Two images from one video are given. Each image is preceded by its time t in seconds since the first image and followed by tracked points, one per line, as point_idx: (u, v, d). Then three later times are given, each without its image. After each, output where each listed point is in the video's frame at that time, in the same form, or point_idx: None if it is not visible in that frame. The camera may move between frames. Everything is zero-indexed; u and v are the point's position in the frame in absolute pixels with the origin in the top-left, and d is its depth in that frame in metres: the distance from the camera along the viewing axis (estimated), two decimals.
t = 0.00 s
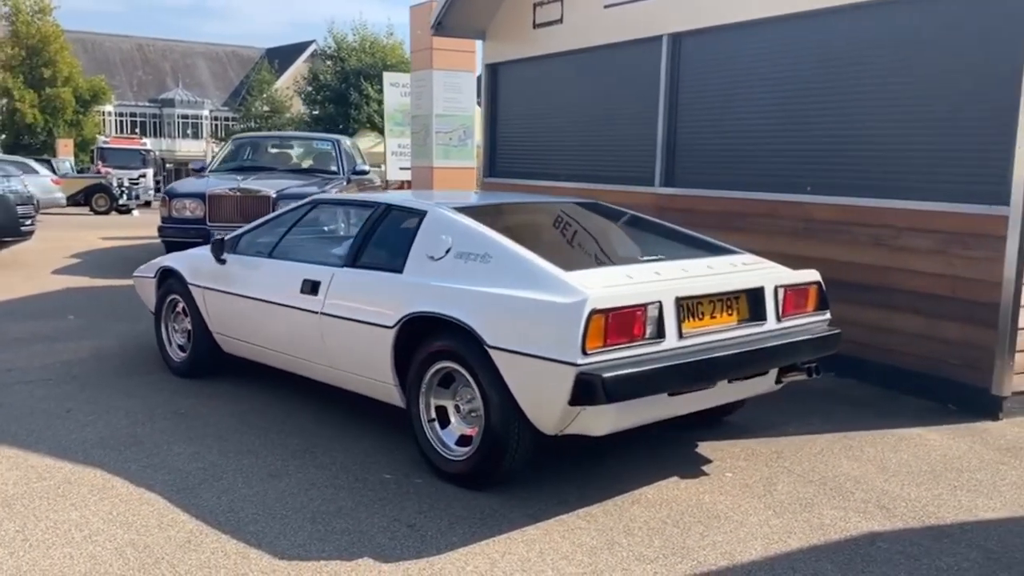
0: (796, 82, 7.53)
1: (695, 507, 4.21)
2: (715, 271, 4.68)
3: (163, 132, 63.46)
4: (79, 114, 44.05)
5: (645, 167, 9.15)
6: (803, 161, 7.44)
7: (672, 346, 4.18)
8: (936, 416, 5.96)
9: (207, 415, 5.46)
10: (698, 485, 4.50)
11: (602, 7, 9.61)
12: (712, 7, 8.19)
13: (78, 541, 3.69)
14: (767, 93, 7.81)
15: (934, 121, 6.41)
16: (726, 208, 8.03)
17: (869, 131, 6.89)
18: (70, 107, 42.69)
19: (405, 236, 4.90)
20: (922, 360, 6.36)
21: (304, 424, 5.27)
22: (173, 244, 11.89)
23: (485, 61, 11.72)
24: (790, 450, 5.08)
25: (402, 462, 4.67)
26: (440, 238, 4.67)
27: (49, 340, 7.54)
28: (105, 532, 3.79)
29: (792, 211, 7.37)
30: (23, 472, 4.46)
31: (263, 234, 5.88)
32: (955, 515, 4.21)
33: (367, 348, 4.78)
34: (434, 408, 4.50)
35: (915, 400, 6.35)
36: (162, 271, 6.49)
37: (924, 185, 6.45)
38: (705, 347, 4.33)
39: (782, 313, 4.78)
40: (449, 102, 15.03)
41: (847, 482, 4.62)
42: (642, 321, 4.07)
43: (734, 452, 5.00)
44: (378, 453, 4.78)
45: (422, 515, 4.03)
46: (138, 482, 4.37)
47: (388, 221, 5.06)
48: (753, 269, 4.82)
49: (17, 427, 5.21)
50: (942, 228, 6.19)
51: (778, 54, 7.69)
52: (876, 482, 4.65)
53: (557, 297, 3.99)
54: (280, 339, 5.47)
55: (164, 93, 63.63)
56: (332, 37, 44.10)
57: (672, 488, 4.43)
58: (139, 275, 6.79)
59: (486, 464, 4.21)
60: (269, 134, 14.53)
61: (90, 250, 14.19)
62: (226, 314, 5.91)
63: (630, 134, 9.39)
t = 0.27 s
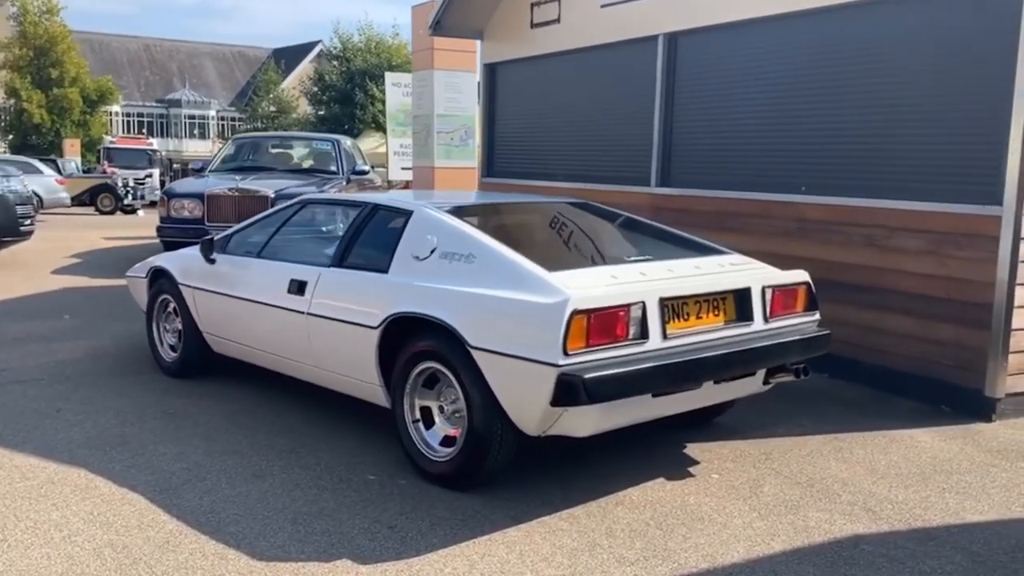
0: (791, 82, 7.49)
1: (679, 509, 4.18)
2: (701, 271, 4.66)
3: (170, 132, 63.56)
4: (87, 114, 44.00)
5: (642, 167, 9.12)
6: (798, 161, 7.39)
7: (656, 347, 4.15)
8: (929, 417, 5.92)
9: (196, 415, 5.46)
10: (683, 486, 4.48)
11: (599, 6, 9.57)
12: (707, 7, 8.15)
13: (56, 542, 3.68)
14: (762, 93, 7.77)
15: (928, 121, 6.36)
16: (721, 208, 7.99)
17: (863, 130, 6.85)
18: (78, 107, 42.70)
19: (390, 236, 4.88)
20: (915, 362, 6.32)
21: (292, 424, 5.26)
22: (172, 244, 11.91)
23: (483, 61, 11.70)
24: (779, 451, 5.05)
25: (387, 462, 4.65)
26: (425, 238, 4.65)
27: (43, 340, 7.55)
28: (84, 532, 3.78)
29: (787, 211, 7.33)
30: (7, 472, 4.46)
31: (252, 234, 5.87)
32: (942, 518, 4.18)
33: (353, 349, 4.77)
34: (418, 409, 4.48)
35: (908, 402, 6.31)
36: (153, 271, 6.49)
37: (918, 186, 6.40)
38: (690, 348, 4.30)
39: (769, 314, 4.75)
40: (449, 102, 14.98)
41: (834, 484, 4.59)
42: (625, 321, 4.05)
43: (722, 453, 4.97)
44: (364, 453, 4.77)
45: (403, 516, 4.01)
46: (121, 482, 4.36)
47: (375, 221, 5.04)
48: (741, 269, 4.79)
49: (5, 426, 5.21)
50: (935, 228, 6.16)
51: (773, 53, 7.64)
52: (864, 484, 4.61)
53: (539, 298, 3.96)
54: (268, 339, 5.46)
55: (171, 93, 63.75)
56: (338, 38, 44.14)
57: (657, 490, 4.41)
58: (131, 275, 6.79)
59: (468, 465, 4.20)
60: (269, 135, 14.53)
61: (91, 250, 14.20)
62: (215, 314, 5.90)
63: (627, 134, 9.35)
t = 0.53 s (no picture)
0: (799, 82, 7.42)
1: (677, 512, 4.15)
2: (702, 272, 4.62)
3: (190, 133, 63.97)
4: (109, 116, 44.17)
5: (651, 168, 9.07)
6: (807, 162, 7.32)
7: (654, 349, 4.13)
8: (937, 421, 5.85)
9: (199, 415, 5.48)
10: (683, 489, 4.45)
11: (609, 7, 9.53)
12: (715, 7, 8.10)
13: (52, 541, 3.70)
14: (771, 93, 7.71)
15: (936, 121, 6.28)
16: (730, 209, 7.94)
17: (870, 130, 6.77)
18: (100, 109, 42.95)
19: (391, 237, 4.88)
20: (923, 364, 6.26)
21: (293, 425, 5.27)
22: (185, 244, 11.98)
23: (495, 62, 11.69)
24: (782, 454, 5.01)
25: (386, 463, 4.65)
26: (425, 239, 4.64)
27: (54, 339, 7.60)
28: (80, 532, 3.80)
29: (796, 212, 7.28)
30: (9, 471, 4.49)
31: (257, 235, 5.89)
32: (944, 523, 4.13)
33: (353, 349, 4.77)
34: (416, 410, 4.48)
35: (916, 405, 6.24)
36: (161, 271, 6.53)
37: (926, 187, 6.33)
38: (689, 350, 4.27)
39: (771, 316, 4.71)
40: (465, 103, 15.02)
41: (836, 488, 4.54)
42: (622, 323, 4.02)
43: (724, 456, 4.94)
44: (363, 454, 4.77)
45: (399, 517, 4.01)
46: (120, 482, 4.38)
47: (376, 222, 5.04)
48: (742, 271, 4.76)
49: (9, 425, 5.25)
50: (943, 230, 6.10)
51: (781, 53, 7.58)
52: (866, 488, 4.56)
53: (535, 299, 3.95)
54: (272, 339, 5.47)
55: (191, 94, 64.17)
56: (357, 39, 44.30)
57: (656, 493, 4.38)
58: (139, 276, 6.83)
59: (465, 466, 4.19)
60: (284, 135, 14.59)
61: (107, 250, 14.29)
62: (220, 314, 5.93)
63: (637, 135, 9.31)
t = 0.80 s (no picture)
0: (814, 82, 7.34)
1: (682, 515, 4.13)
2: (710, 274, 4.59)
3: (217, 134, 64.48)
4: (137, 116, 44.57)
5: (668, 168, 9.02)
6: (822, 162, 7.24)
7: (659, 350, 4.11)
8: (952, 425, 5.78)
9: (210, 414, 5.51)
10: (689, 492, 4.42)
11: (626, 7, 9.49)
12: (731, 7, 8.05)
13: (58, 538, 3.73)
14: (787, 93, 7.64)
15: (953, 122, 6.20)
16: (746, 210, 7.88)
17: (887, 130, 6.69)
18: (128, 109, 43.37)
19: (399, 237, 4.89)
20: (940, 367, 6.18)
21: (303, 424, 5.29)
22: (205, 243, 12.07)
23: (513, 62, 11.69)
24: (792, 457, 4.96)
25: (392, 464, 4.66)
26: (432, 240, 4.65)
27: (72, 338, 7.68)
28: (87, 529, 3.83)
29: (811, 212, 7.22)
30: (20, 468, 4.53)
31: (269, 235, 5.92)
32: (954, 528, 4.08)
33: (361, 349, 4.79)
34: (422, 410, 4.48)
35: (932, 409, 6.17)
36: (175, 270, 6.58)
37: (943, 188, 6.25)
38: (695, 352, 4.24)
39: (780, 318, 4.67)
40: (484, 103, 14.83)
41: (845, 492, 4.49)
42: (626, 324, 4.00)
43: (733, 459, 4.90)
44: (370, 455, 4.78)
45: (402, 517, 4.01)
46: (128, 479, 4.42)
47: (384, 222, 5.06)
48: (751, 272, 4.72)
49: (23, 423, 5.30)
50: (959, 232, 6.03)
51: (797, 52, 7.50)
52: (875, 492, 4.51)
53: (539, 300, 3.94)
54: (282, 339, 5.50)
55: (218, 95, 64.67)
56: (382, 40, 44.49)
57: (662, 495, 4.36)
58: (155, 275, 6.88)
59: (470, 466, 4.19)
60: (305, 136, 14.66)
61: (130, 249, 14.42)
62: (233, 314, 5.96)
63: (653, 135, 9.27)
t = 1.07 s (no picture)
0: (825, 81, 7.28)
1: (681, 515, 4.11)
2: (712, 273, 4.58)
3: (239, 134, 64.87)
4: (160, 116, 44.80)
5: (680, 168, 8.99)
6: (832, 161, 7.18)
7: (658, 350, 4.09)
8: (962, 426, 5.72)
9: (217, 412, 5.55)
10: (690, 492, 4.40)
11: (639, 6, 9.46)
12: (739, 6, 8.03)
13: (60, 533, 3.77)
14: (796, 92, 7.58)
15: (963, 121, 6.14)
16: (756, 210, 7.84)
17: (896, 130, 6.64)
18: (151, 109, 43.71)
19: (402, 236, 4.90)
20: (950, 368, 6.12)
21: (308, 423, 5.32)
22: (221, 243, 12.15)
23: (527, 62, 11.69)
24: (796, 458, 4.93)
25: (394, 462, 4.68)
26: (434, 239, 4.66)
27: (87, 336, 7.75)
28: (88, 524, 3.87)
29: (822, 212, 7.17)
30: (27, 464, 4.58)
31: (277, 234, 5.96)
32: (956, 531, 4.04)
33: (364, 348, 4.81)
34: (423, 409, 4.50)
35: (941, 410, 6.11)
36: (185, 269, 6.63)
37: (953, 188, 6.19)
38: (695, 351, 4.23)
39: (783, 318, 4.64)
40: (502, 103, 14.67)
41: (847, 493, 4.46)
42: (624, 323, 4.00)
43: (736, 460, 4.88)
44: (373, 453, 4.80)
45: (401, 516, 4.03)
46: (132, 476, 4.46)
47: (388, 222, 5.07)
48: (754, 272, 4.70)
49: (32, 419, 5.36)
50: (969, 232, 5.98)
51: (807, 51, 7.45)
52: (878, 494, 4.48)
53: (538, 300, 3.95)
54: (288, 337, 5.54)
55: (240, 96, 65.07)
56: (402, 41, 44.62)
57: (662, 495, 4.34)
58: (166, 274, 6.94)
59: (470, 465, 4.19)
60: (322, 136, 14.70)
61: (149, 249, 14.53)
62: (241, 312, 6.01)
63: (665, 135, 9.24)
